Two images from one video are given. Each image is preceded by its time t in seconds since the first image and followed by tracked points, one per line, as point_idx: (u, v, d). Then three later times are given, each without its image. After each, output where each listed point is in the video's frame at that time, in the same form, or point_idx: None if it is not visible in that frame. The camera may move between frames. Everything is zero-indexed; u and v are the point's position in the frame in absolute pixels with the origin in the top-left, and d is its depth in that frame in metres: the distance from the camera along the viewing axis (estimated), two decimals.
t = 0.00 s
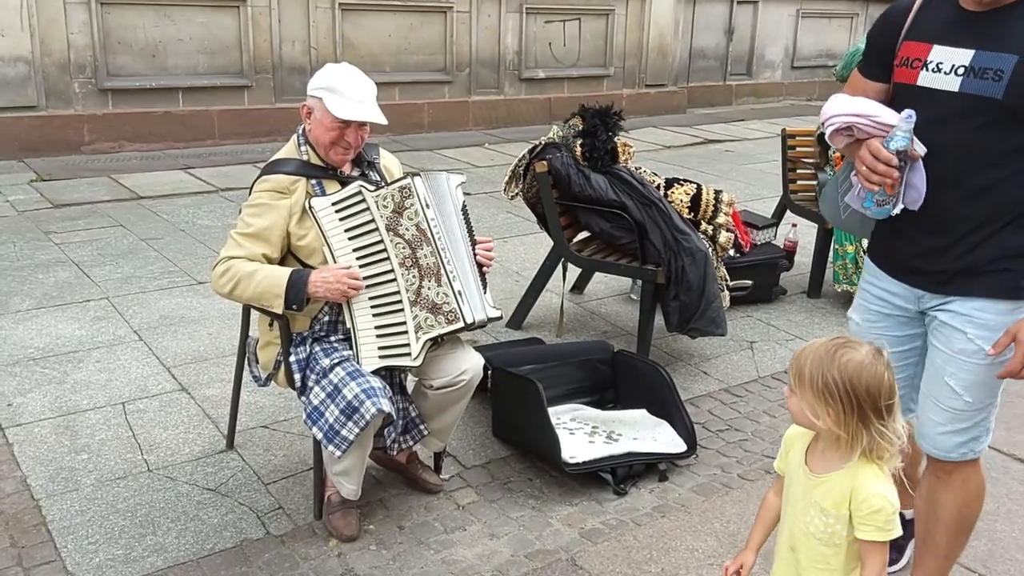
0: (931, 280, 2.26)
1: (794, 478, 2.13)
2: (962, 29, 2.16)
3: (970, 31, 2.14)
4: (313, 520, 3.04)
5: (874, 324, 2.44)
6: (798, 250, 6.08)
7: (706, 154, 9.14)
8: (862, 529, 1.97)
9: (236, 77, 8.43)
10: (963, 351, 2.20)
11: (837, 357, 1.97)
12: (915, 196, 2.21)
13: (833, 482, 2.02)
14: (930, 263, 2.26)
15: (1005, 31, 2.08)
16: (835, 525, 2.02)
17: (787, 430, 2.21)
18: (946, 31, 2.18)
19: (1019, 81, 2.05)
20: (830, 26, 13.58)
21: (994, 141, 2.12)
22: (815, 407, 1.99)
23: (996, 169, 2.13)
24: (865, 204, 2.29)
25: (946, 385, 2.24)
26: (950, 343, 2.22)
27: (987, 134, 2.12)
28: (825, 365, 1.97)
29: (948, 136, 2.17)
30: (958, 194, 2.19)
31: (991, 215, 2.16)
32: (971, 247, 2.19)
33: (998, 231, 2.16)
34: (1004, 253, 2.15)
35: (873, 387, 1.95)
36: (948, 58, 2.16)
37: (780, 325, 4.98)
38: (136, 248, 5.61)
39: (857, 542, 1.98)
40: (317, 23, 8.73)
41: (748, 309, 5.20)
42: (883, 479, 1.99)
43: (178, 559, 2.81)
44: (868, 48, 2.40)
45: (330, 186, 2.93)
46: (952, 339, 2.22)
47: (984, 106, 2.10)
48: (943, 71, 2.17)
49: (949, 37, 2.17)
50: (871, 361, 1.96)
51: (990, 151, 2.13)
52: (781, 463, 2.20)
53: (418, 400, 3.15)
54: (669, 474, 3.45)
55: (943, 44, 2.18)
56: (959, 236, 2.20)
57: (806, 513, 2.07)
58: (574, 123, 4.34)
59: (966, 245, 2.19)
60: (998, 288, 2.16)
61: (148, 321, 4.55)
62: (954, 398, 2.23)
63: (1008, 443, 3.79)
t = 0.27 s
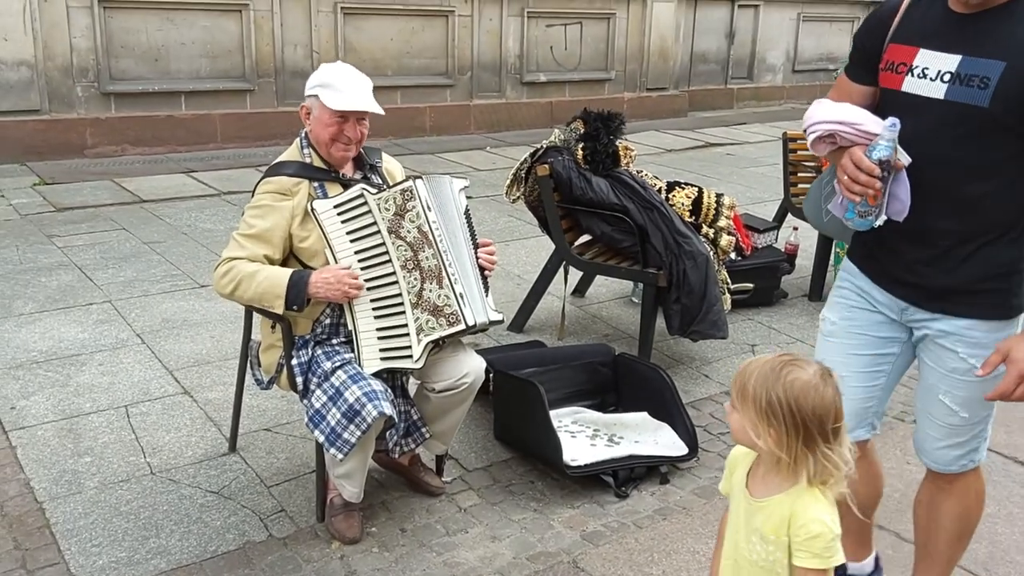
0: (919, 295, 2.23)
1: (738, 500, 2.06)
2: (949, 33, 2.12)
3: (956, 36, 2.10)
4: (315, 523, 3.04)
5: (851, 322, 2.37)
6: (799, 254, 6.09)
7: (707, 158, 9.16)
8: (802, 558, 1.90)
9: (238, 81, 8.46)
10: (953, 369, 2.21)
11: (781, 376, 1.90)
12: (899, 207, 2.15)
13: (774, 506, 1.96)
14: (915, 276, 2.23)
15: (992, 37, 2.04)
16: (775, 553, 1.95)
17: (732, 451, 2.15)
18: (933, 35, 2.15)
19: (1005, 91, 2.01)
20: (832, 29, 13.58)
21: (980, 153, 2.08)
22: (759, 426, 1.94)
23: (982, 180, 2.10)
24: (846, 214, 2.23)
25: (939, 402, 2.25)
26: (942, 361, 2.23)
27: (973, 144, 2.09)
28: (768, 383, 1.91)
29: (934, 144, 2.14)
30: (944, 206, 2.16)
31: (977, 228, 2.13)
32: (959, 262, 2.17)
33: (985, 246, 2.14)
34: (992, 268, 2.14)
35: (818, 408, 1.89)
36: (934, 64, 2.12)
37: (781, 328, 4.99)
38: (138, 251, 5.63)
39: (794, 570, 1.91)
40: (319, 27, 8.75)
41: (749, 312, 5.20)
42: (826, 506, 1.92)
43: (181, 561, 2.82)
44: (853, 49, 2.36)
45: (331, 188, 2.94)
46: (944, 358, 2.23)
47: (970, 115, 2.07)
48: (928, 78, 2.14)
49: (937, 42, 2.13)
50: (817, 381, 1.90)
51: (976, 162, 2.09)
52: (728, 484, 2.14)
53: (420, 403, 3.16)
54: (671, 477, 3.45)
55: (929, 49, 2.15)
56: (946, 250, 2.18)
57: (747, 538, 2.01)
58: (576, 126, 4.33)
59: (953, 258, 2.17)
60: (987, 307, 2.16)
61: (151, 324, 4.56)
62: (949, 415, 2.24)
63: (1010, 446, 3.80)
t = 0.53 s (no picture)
0: (892, 307, 2.18)
1: (639, 525, 2.02)
2: (907, 34, 2.07)
3: (915, 36, 2.05)
4: (317, 525, 3.04)
5: (826, 341, 2.32)
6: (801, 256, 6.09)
7: (709, 160, 9.15)
8: None
9: (240, 82, 8.46)
10: (929, 382, 2.16)
11: (693, 396, 1.90)
12: (865, 216, 2.12)
13: (679, 528, 1.93)
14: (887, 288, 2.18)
15: (950, 36, 1.99)
16: None
17: (629, 478, 2.12)
18: (890, 38, 2.10)
19: (967, 91, 1.95)
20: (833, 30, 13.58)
21: (945, 157, 2.03)
22: (677, 454, 1.91)
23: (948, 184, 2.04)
24: (813, 225, 2.21)
25: (918, 418, 2.19)
26: (918, 376, 2.18)
27: (937, 147, 2.03)
28: (684, 407, 1.90)
29: (899, 149, 2.08)
30: (912, 213, 2.11)
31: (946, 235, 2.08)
32: (931, 271, 2.12)
33: (955, 254, 2.09)
34: (963, 276, 2.09)
35: (729, 428, 1.91)
36: (894, 68, 2.07)
37: (783, 330, 4.98)
38: (140, 254, 5.63)
39: None
40: (320, 29, 8.75)
41: (751, 314, 5.20)
42: (729, 530, 1.91)
43: (183, 564, 2.81)
44: (815, 56, 2.32)
45: (334, 188, 2.94)
46: (920, 372, 2.17)
47: (933, 117, 2.01)
48: (889, 82, 2.08)
49: (894, 45, 2.08)
50: (728, 399, 1.91)
51: (941, 167, 2.04)
52: (626, 511, 2.10)
53: (422, 405, 3.15)
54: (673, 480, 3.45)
55: (887, 52, 2.10)
56: (916, 259, 2.12)
57: (649, 563, 1.96)
58: (577, 128, 4.32)
59: (923, 267, 2.12)
60: (961, 316, 2.11)
61: (152, 326, 4.56)
62: (928, 430, 2.19)
63: (1012, 448, 3.80)
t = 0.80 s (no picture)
0: (864, 311, 2.13)
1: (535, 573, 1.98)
2: (869, 32, 2.03)
3: (878, 33, 2.01)
4: (320, 529, 3.04)
5: (805, 359, 2.28)
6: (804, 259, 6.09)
7: (711, 164, 9.16)
8: None
9: (243, 87, 8.48)
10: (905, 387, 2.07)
11: (590, 444, 1.84)
12: (833, 218, 2.06)
13: None
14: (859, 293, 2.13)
15: (911, 32, 1.95)
16: None
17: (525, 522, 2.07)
18: (852, 38, 2.06)
19: (930, 85, 1.91)
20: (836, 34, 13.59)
21: (911, 153, 1.98)
22: (577, 503, 1.86)
23: (917, 182, 2.00)
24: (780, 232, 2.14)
25: (894, 427, 2.10)
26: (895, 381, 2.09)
27: (904, 144, 1.98)
28: (582, 454, 1.84)
29: (866, 148, 2.04)
30: (882, 213, 2.05)
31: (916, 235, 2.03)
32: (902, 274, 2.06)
33: (926, 254, 2.03)
34: (935, 276, 2.03)
35: (628, 475, 1.86)
36: (857, 67, 2.03)
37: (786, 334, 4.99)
38: (143, 258, 5.64)
39: None
40: (323, 33, 8.77)
41: (753, 318, 5.20)
42: None
43: (186, 567, 2.82)
44: (780, 64, 2.30)
45: (337, 190, 2.95)
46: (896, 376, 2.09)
47: (900, 112, 1.96)
48: (852, 81, 2.04)
49: (857, 45, 2.05)
50: (628, 442, 1.86)
51: (910, 163, 1.99)
52: (522, 555, 2.06)
53: (425, 409, 3.15)
54: (676, 484, 3.45)
55: (848, 53, 2.06)
56: (887, 259, 2.07)
57: None
58: (580, 132, 4.33)
59: (894, 269, 2.06)
60: (935, 315, 2.04)
61: (156, 330, 4.57)
62: (905, 440, 2.10)
63: (1015, 451, 3.80)
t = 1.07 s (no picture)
0: (842, 318, 2.11)
1: None
2: (846, 35, 2.01)
3: (855, 36, 1.99)
4: (324, 527, 3.05)
5: (791, 366, 2.28)
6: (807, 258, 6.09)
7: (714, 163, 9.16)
8: None
9: (245, 86, 8.49)
10: (875, 383, 2.04)
11: (443, 470, 1.78)
12: (813, 229, 2.04)
13: None
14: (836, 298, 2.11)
15: (888, 36, 1.93)
16: None
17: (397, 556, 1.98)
18: (829, 42, 2.04)
19: (908, 93, 1.89)
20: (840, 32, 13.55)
21: (890, 159, 1.96)
22: (428, 538, 1.79)
23: (896, 189, 1.98)
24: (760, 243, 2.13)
25: (860, 424, 2.06)
26: (866, 375, 2.06)
27: (881, 151, 1.97)
28: (434, 485, 1.77)
29: (844, 154, 2.01)
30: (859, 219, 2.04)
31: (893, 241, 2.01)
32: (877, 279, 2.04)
33: (904, 261, 2.01)
34: (913, 282, 2.00)
35: (485, 500, 1.78)
36: (832, 73, 2.01)
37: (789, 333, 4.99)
38: (146, 257, 5.65)
39: None
40: (326, 32, 8.78)
41: (756, 317, 5.20)
42: None
43: (190, 566, 2.83)
44: (757, 67, 2.27)
45: (341, 189, 2.96)
46: (867, 370, 2.06)
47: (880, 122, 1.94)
48: (828, 87, 2.02)
49: (833, 50, 2.02)
50: (491, 470, 1.79)
51: (887, 170, 1.97)
52: None
53: (428, 407, 3.15)
54: (678, 482, 3.45)
55: (824, 57, 2.04)
56: (865, 265, 2.05)
57: None
58: (582, 131, 4.34)
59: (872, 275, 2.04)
60: (917, 316, 2.00)
61: (159, 330, 4.58)
62: (869, 441, 2.06)
63: (1018, 450, 3.80)
